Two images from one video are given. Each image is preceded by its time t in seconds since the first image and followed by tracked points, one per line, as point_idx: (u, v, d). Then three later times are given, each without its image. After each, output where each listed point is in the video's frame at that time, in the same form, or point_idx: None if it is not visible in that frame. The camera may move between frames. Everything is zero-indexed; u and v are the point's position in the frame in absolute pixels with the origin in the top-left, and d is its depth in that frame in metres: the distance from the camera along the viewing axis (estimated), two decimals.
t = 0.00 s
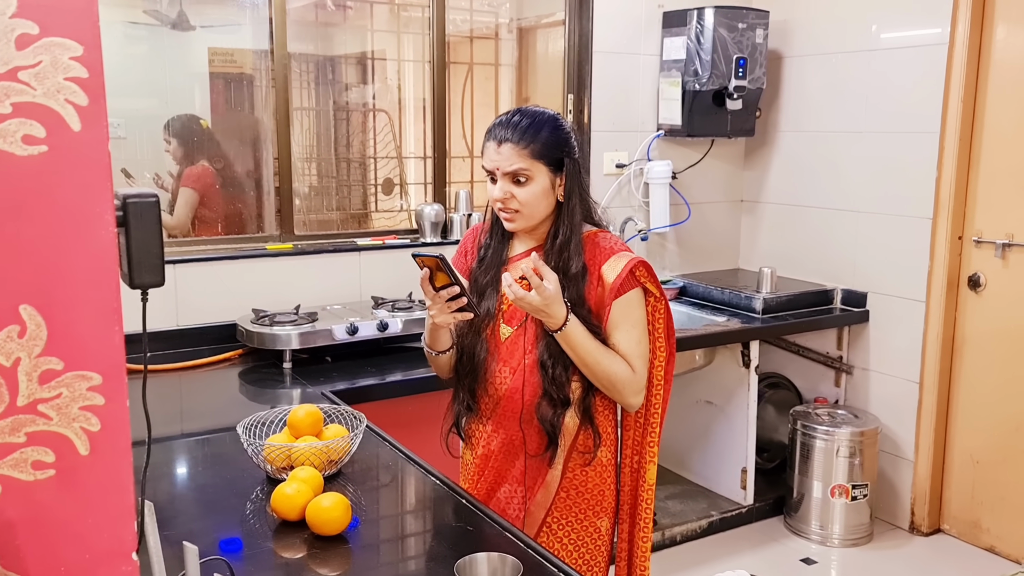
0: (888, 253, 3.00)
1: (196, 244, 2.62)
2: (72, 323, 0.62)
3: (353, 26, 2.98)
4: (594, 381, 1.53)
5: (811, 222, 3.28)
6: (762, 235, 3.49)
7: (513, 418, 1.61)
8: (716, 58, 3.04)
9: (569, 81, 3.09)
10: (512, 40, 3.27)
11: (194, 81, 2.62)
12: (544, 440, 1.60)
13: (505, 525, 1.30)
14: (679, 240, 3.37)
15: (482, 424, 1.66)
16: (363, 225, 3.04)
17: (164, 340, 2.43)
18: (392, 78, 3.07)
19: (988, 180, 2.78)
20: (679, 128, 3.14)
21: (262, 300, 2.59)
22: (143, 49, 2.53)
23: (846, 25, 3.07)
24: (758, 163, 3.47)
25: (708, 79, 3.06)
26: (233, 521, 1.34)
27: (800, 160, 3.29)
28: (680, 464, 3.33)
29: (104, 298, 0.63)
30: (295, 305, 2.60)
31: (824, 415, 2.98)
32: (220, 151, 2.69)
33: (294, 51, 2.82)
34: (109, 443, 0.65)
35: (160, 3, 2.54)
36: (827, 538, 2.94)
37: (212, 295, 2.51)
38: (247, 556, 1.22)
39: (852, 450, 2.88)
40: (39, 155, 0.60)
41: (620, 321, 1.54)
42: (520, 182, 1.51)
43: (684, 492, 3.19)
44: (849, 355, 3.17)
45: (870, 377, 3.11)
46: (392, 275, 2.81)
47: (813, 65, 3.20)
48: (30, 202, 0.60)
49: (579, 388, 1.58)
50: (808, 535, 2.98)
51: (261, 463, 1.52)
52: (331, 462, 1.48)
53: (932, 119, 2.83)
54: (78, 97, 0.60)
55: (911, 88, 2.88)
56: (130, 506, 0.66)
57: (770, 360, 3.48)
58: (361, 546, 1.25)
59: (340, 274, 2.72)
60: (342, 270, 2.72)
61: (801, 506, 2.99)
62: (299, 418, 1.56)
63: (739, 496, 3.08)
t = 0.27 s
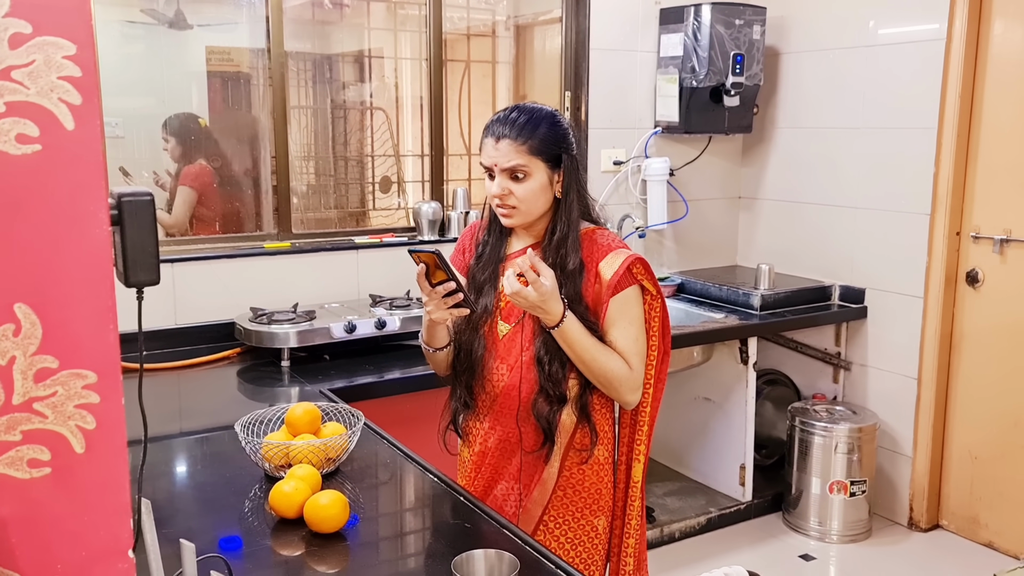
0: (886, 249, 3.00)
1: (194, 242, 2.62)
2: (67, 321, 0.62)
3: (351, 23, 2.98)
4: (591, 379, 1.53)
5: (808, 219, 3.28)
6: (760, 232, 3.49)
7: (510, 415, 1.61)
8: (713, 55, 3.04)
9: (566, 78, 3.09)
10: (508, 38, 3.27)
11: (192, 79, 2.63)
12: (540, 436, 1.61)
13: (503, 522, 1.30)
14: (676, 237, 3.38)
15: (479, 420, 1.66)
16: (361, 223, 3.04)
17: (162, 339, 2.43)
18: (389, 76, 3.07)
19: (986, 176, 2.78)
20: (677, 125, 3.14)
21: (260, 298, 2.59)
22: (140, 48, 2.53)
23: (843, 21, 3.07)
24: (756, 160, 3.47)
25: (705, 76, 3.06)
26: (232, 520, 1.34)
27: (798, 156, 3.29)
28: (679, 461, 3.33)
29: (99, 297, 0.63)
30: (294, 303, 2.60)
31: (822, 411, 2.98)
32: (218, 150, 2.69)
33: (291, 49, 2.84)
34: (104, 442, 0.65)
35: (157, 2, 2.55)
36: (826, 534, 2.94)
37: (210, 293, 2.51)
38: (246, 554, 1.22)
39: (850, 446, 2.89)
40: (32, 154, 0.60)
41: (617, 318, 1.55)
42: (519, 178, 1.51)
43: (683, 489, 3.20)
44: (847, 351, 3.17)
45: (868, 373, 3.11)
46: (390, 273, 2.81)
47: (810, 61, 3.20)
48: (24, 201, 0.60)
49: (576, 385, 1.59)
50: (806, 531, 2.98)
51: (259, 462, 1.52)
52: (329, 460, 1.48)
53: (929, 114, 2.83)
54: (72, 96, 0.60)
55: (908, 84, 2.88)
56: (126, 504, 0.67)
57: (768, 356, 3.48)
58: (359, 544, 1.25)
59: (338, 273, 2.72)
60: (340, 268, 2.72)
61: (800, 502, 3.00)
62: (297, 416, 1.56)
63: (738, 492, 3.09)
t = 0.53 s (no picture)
0: (885, 248, 3.00)
1: (193, 245, 2.62)
2: (61, 325, 0.62)
3: (349, 25, 2.99)
4: (590, 380, 1.54)
5: (807, 217, 3.28)
6: (759, 231, 3.49)
7: (511, 417, 1.61)
8: (711, 54, 3.04)
9: (564, 79, 3.09)
10: (507, 37, 3.31)
11: (190, 82, 2.63)
12: (540, 437, 1.61)
13: (503, 523, 1.30)
14: (676, 237, 3.38)
15: (479, 422, 1.66)
16: (361, 224, 3.04)
17: (161, 342, 2.43)
18: (387, 78, 3.07)
19: (985, 173, 2.78)
20: (676, 124, 3.13)
21: (259, 301, 2.59)
22: (139, 52, 2.53)
23: (840, 20, 3.07)
24: (754, 159, 3.47)
25: (703, 75, 3.06)
26: (231, 523, 1.35)
27: (796, 155, 3.29)
28: (679, 460, 3.33)
29: (93, 302, 0.63)
30: (293, 305, 2.61)
31: (822, 410, 2.99)
32: (216, 152, 2.69)
33: (290, 51, 2.83)
34: (99, 445, 0.65)
35: (155, 5, 2.55)
36: (827, 533, 2.94)
37: (210, 296, 2.51)
38: (246, 557, 1.23)
39: (850, 445, 2.89)
40: (25, 159, 0.60)
41: (617, 318, 1.55)
42: (518, 178, 1.51)
43: (684, 489, 3.20)
44: (847, 350, 3.17)
45: (868, 371, 3.11)
46: (389, 274, 2.81)
47: (809, 60, 3.20)
48: (19, 206, 0.60)
49: (575, 386, 1.59)
50: (808, 530, 2.98)
51: (258, 464, 1.52)
52: (328, 462, 1.48)
53: (928, 112, 2.83)
54: (65, 101, 0.60)
55: (907, 81, 2.88)
56: (121, 507, 0.67)
57: (768, 355, 3.48)
58: (359, 546, 1.25)
59: (337, 275, 2.72)
60: (339, 270, 2.72)
61: (800, 502, 3.00)
62: (296, 418, 1.56)
63: (739, 492, 3.09)
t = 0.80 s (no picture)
0: (883, 244, 3.00)
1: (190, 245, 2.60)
2: (53, 325, 0.62)
3: (347, 24, 2.99)
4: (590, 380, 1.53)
5: (806, 214, 3.28)
6: (757, 228, 3.49)
7: (511, 416, 1.61)
8: (709, 51, 3.04)
9: (562, 76, 3.09)
10: (505, 36, 3.33)
11: (187, 82, 2.64)
12: (540, 437, 1.60)
13: (500, 521, 1.30)
14: (674, 234, 3.37)
15: (479, 421, 1.66)
16: (359, 223, 3.04)
17: (158, 342, 2.43)
18: (385, 76, 3.08)
19: (983, 169, 2.77)
20: (673, 122, 3.13)
21: (257, 300, 2.59)
22: (135, 52, 2.54)
23: (838, 16, 3.07)
24: (752, 156, 3.47)
25: (701, 73, 3.06)
26: (229, 522, 1.34)
27: (794, 152, 3.29)
28: (679, 458, 3.33)
29: (85, 302, 0.62)
30: (291, 305, 2.60)
31: (821, 407, 2.98)
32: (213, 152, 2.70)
33: (288, 51, 2.82)
34: (93, 446, 0.64)
35: (151, 4, 2.57)
36: (826, 529, 2.94)
37: (208, 296, 2.51)
38: (243, 556, 1.22)
39: (850, 442, 2.89)
40: (16, 158, 0.59)
41: (616, 317, 1.54)
42: (518, 175, 1.51)
43: (683, 486, 3.20)
44: (846, 346, 3.17)
45: (868, 368, 3.11)
46: (387, 273, 2.80)
47: (807, 56, 3.20)
48: (10, 205, 0.60)
49: (575, 385, 1.59)
50: (807, 527, 2.98)
51: (257, 464, 1.52)
52: (326, 461, 1.48)
53: (926, 108, 2.82)
54: (56, 100, 0.59)
55: (905, 77, 2.88)
56: (116, 508, 0.66)
57: (767, 352, 3.48)
58: (357, 545, 1.25)
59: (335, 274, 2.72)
60: (337, 269, 2.71)
61: (800, 498, 3.00)
62: (294, 417, 1.56)
63: (738, 489, 3.09)
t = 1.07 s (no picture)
0: (882, 242, 3.00)
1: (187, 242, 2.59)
2: (51, 323, 0.62)
3: (347, 22, 3.02)
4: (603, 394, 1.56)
5: (805, 213, 3.28)
6: (757, 226, 3.49)
7: (510, 418, 1.61)
8: (708, 50, 3.04)
9: (561, 74, 3.08)
10: (505, 33, 3.37)
11: (187, 80, 2.70)
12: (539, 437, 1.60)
13: (499, 520, 1.30)
14: (673, 233, 3.37)
15: (479, 424, 1.66)
16: (358, 221, 3.03)
17: (157, 340, 2.43)
18: (384, 74, 3.10)
19: (982, 167, 2.78)
20: (672, 120, 3.13)
21: (256, 298, 2.58)
22: (134, 48, 2.60)
23: (836, 14, 3.07)
24: (752, 154, 3.47)
25: (700, 71, 3.05)
26: (227, 521, 1.34)
27: (793, 149, 3.29)
28: (678, 456, 3.33)
29: (83, 300, 0.62)
30: (290, 303, 2.60)
31: (820, 405, 2.99)
32: (212, 150, 2.71)
33: (286, 48, 2.86)
34: (91, 444, 0.64)
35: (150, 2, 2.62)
36: (825, 528, 2.94)
37: (207, 294, 2.50)
38: (242, 554, 1.22)
39: (848, 440, 2.89)
40: (14, 156, 0.59)
41: (622, 320, 1.55)
42: (528, 171, 1.52)
43: (682, 484, 3.20)
44: (845, 344, 3.17)
45: (867, 366, 3.11)
46: (386, 271, 2.80)
47: (806, 55, 3.20)
48: (7, 204, 0.60)
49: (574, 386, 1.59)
50: (806, 525, 2.98)
51: (256, 462, 1.52)
52: (325, 459, 1.48)
53: (925, 105, 2.82)
54: (53, 98, 0.59)
55: (904, 74, 2.88)
56: (115, 506, 0.66)
57: (766, 350, 3.48)
58: (356, 543, 1.25)
59: (334, 272, 2.71)
60: (336, 267, 2.71)
61: (799, 496, 3.00)
62: (293, 415, 1.56)
63: (737, 487, 3.09)
